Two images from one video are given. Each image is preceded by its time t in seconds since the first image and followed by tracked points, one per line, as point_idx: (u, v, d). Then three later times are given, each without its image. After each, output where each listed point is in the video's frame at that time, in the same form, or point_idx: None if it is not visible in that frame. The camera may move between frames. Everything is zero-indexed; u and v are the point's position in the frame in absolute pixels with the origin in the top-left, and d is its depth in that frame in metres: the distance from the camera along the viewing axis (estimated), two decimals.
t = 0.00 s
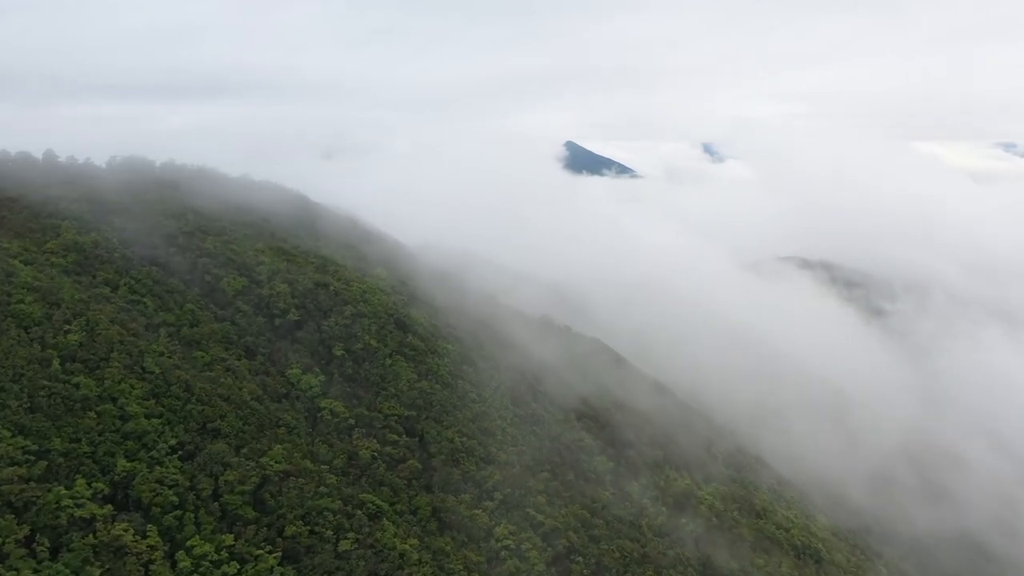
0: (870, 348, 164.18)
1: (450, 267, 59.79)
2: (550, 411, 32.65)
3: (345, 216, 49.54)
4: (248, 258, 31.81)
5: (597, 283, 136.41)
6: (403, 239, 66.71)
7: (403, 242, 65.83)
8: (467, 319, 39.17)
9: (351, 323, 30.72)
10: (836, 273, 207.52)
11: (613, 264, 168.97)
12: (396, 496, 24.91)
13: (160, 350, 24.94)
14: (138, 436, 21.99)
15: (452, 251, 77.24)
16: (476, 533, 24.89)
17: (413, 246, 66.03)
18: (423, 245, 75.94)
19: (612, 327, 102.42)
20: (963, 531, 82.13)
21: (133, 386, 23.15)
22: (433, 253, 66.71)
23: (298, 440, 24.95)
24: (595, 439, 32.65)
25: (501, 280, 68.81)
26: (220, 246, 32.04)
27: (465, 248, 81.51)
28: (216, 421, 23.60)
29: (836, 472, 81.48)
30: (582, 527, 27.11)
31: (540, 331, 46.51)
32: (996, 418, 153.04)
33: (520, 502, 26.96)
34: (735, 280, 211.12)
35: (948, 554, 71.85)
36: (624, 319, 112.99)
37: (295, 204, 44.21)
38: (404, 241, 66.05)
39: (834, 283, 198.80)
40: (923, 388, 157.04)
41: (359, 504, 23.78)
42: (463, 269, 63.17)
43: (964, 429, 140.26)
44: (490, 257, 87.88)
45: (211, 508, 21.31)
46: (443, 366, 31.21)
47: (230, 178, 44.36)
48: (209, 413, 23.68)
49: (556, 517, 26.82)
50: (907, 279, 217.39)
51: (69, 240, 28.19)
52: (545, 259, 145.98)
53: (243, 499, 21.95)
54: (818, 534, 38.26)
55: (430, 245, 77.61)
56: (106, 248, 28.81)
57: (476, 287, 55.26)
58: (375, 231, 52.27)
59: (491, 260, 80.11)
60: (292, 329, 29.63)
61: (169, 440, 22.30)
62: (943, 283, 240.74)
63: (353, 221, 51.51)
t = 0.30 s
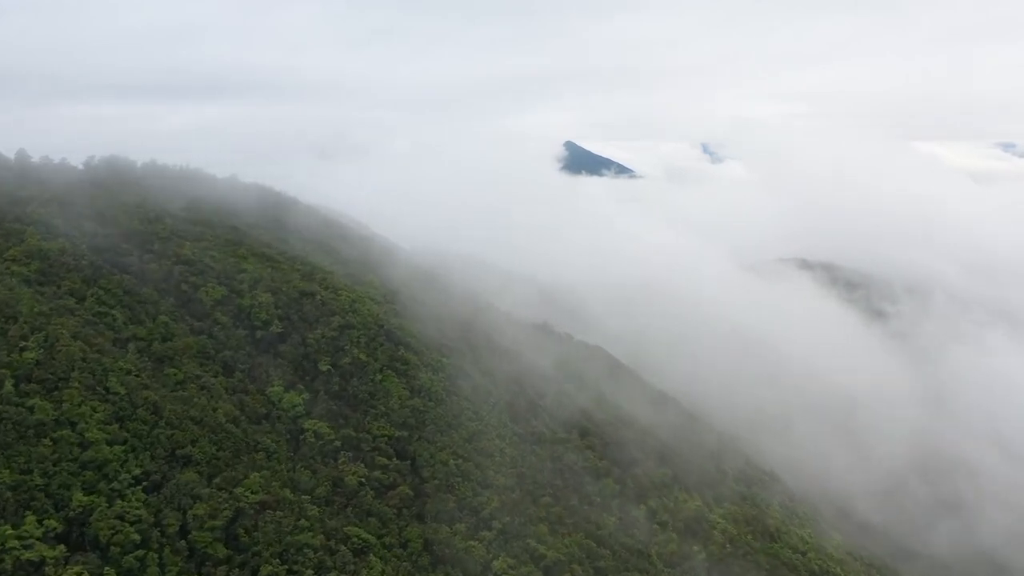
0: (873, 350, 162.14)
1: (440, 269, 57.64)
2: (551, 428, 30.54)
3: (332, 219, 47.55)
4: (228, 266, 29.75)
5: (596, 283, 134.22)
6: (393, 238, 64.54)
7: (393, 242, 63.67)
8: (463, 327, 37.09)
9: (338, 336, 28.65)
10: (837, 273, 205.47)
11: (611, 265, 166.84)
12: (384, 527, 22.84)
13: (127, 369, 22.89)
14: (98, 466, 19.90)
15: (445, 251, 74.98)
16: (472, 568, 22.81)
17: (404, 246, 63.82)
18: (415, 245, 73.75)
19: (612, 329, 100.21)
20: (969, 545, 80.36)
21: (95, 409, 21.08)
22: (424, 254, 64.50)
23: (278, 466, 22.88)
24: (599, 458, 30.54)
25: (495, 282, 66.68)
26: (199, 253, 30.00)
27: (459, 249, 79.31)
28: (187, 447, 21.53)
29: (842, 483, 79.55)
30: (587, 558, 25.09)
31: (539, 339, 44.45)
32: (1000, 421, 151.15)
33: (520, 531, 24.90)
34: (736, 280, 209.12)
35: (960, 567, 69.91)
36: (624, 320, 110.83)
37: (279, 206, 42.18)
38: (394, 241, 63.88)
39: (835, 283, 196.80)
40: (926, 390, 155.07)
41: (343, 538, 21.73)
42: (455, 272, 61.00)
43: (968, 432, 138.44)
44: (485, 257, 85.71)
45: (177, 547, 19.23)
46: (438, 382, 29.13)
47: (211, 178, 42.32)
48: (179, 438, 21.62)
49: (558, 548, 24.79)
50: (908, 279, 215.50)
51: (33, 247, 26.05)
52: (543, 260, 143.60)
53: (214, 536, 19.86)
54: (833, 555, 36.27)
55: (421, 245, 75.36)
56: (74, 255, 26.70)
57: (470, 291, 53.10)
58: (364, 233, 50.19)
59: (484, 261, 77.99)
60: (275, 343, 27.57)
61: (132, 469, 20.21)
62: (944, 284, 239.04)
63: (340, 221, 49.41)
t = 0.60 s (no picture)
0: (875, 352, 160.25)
1: (431, 272, 55.59)
2: (553, 448, 28.60)
3: (319, 221, 45.54)
4: (207, 275, 27.77)
5: (595, 284, 132.13)
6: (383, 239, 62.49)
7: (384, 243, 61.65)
8: (458, 338, 35.15)
9: (324, 351, 26.68)
10: (837, 274, 203.47)
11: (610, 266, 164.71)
12: (371, 564, 20.90)
13: (90, 391, 20.91)
14: (52, 502, 17.93)
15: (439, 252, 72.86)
16: None
17: (395, 247, 61.77)
18: (406, 246, 71.73)
19: (613, 331, 98.19)
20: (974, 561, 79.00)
21: (51, 438, 19.09)
22: (415, 256, 62.44)
23: (255, 498, 20.92)
24: (605, 480, 28.63)
25: (489, 285, 64.59)
26: (177, 261, 28.03)
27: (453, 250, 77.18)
28: (154, 478, 19.57)
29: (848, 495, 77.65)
30: None
31: (537, 348, 42.51)
32: (1005, 424, 149.45)
33: (520, 565, 23.00)
34: (737, 281, 207.12)
35: None
36: (625, 321, 108.81)
37: (264, 206, 40.22)
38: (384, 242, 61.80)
39: (835, 284, 194.96)
40: (929, 392, 153.18)
41: None
42: (448, 274, 58.98)
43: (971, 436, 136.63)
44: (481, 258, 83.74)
45: None
46: (432, 400, 27.18)
47: (192, 177, 40.26)
48: (145, 468, 19.64)
49: None
50: (908, 279, 213.67)
51: None
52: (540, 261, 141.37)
53: None
54: None
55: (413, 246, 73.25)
56: (38, 264, 24.69)
57: (462, 295, 51.12)
58: (353, 235, 48.19)
59: (478, 263, 75.88)
60: (256, 358, 25.59)
61: (91, 506, 18.25)
62: (944, 284, 237.26)
63: (327, 223, 47.43)
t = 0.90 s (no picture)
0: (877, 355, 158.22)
1: (423, 275, 53.55)
2: (556, 475, 26.52)
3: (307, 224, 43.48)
4: (183, 289, 25.72)
5: (594, 285, 130.06)
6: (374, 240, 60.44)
7: (376, 243, 59.60)
8: (454, 353, 33.21)
9: (308, 372, 24.68)
10: (838, 276, 201.47)
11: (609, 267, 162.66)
12: None
13: (43, 424, 18.91)
14: None
15: (431, 255, 70.83)
16: None
17: (387, 249, 59.72)
18: (397, 248, 69.63)
19: (614, 334, 96.12)
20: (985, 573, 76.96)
21: None
22: (406, 258, 60.41)
23: (226, 542, 18.92)
24: (610, 510, 26.59)
25: (485, 289, 62.50)
26: (151, 274, 26.02)
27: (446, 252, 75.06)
28: (111, 524, 17.56)
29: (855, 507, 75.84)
30: None
31: (537, 360, 40.51)
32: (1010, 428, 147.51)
33: None
34: (738, 282, 205.13)
35: None
36: (626, 324, 106.78)
37: (248, 208, 38.18)
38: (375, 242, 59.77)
39: (836, 286, 192.96)
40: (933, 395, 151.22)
41: None
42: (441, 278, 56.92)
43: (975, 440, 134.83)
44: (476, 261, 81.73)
45: None
46: (426, 425, 25.15)
47: (170, 177, 38.20)
48: (102, 512, 17.63)
49: None
50: (910, 280, 211.65)
51: None
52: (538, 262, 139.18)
53: None
54: None
55: (404, 249, 71.19)
56: None
57: (456, 302, 49.13)
58: (342, 240, 46.15)
59: (473, 265, 73.79)
60: (234, 382, 23.55)
61: (38, 558, 16.27)
62: (946, 285, 235.28)
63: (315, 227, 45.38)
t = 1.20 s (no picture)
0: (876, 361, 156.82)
1: (413, 283, 51.79)
2: (558, 512, 24.53)
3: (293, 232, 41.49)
4: (156, 310, 23.71)
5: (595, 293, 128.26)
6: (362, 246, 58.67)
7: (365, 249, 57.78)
8: (449, 376, 31.24)
9: (290, 402, 22.65)
10: (835, 281, 200.20)
11: (606, 272, 161.21)
12: None
13: None
14: None
15: (422, 260, 69.14)
16: None
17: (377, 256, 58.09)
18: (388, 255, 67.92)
19: (614, 340, 94.41)
20: None
21: None
22: (396, 265, 58.82)
23: None
24: (617, 549, 24.61)
25: (478, 296, 60.81)
26: (122, 294, 24.01)
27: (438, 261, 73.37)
28: None
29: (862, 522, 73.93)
30: None
31: (537, 379, 38.62)
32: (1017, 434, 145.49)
33: None
34: (739, 286, 203.22)
35: None
36: (625, 331, 105.04)
37: (228, 215, 36.12)
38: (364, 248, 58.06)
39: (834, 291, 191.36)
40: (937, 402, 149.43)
41: None
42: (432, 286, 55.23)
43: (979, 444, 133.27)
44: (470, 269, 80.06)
45: None
46: (419, 460, 23.13)
47: (146, 184, 36.19)
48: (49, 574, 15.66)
49: None
50: (909, 282, 210.35)
51: None
52: (535, 267, 137.62)
53: None
54: None
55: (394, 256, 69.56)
56: None
57: (448, 314, 47.25)
58: (331, 249, 44.23)
59: (466, 272, 72.05)
60: (207, 415, 21.54)
61: None
62: (949, 289, 233.36)
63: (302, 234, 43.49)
